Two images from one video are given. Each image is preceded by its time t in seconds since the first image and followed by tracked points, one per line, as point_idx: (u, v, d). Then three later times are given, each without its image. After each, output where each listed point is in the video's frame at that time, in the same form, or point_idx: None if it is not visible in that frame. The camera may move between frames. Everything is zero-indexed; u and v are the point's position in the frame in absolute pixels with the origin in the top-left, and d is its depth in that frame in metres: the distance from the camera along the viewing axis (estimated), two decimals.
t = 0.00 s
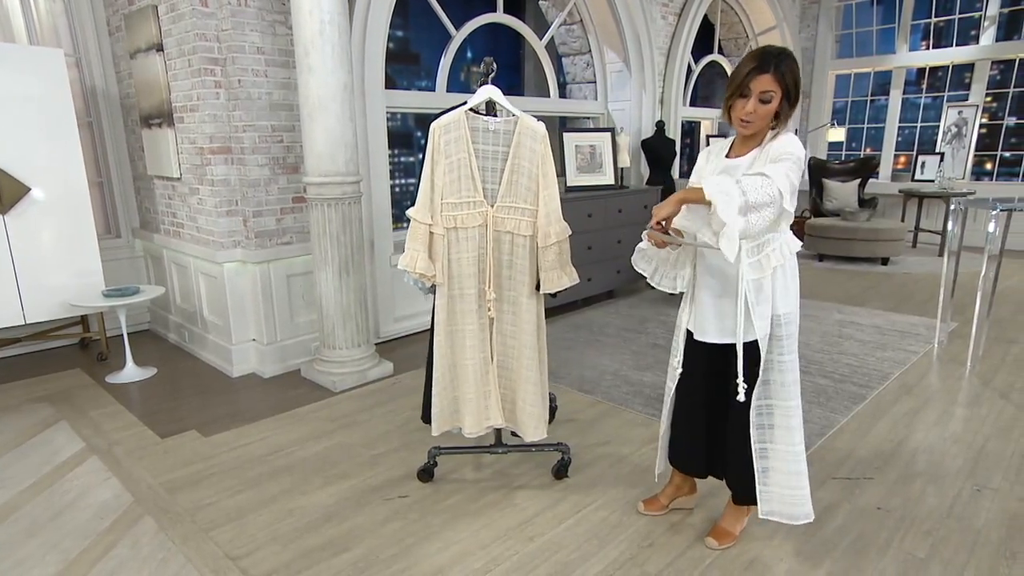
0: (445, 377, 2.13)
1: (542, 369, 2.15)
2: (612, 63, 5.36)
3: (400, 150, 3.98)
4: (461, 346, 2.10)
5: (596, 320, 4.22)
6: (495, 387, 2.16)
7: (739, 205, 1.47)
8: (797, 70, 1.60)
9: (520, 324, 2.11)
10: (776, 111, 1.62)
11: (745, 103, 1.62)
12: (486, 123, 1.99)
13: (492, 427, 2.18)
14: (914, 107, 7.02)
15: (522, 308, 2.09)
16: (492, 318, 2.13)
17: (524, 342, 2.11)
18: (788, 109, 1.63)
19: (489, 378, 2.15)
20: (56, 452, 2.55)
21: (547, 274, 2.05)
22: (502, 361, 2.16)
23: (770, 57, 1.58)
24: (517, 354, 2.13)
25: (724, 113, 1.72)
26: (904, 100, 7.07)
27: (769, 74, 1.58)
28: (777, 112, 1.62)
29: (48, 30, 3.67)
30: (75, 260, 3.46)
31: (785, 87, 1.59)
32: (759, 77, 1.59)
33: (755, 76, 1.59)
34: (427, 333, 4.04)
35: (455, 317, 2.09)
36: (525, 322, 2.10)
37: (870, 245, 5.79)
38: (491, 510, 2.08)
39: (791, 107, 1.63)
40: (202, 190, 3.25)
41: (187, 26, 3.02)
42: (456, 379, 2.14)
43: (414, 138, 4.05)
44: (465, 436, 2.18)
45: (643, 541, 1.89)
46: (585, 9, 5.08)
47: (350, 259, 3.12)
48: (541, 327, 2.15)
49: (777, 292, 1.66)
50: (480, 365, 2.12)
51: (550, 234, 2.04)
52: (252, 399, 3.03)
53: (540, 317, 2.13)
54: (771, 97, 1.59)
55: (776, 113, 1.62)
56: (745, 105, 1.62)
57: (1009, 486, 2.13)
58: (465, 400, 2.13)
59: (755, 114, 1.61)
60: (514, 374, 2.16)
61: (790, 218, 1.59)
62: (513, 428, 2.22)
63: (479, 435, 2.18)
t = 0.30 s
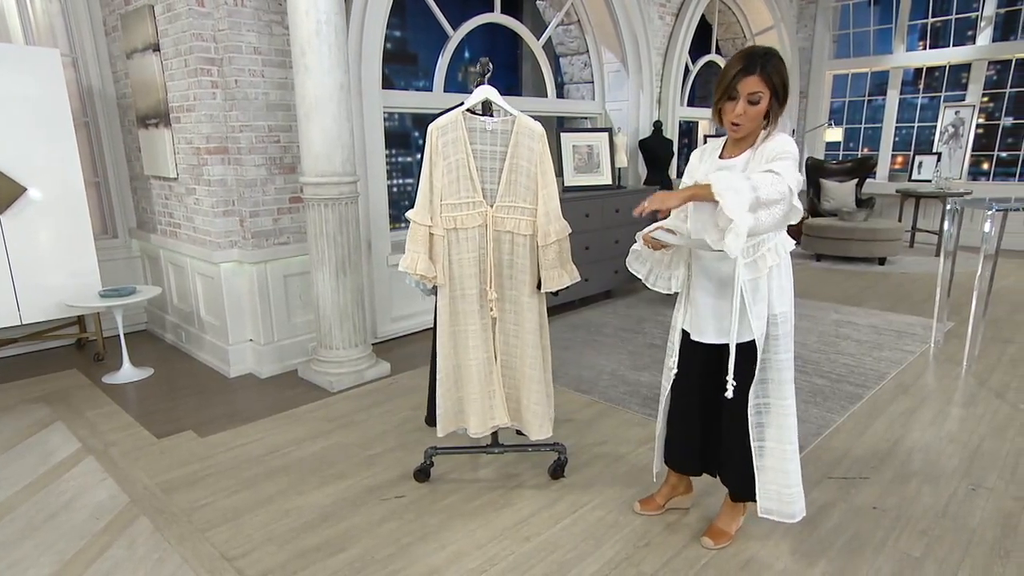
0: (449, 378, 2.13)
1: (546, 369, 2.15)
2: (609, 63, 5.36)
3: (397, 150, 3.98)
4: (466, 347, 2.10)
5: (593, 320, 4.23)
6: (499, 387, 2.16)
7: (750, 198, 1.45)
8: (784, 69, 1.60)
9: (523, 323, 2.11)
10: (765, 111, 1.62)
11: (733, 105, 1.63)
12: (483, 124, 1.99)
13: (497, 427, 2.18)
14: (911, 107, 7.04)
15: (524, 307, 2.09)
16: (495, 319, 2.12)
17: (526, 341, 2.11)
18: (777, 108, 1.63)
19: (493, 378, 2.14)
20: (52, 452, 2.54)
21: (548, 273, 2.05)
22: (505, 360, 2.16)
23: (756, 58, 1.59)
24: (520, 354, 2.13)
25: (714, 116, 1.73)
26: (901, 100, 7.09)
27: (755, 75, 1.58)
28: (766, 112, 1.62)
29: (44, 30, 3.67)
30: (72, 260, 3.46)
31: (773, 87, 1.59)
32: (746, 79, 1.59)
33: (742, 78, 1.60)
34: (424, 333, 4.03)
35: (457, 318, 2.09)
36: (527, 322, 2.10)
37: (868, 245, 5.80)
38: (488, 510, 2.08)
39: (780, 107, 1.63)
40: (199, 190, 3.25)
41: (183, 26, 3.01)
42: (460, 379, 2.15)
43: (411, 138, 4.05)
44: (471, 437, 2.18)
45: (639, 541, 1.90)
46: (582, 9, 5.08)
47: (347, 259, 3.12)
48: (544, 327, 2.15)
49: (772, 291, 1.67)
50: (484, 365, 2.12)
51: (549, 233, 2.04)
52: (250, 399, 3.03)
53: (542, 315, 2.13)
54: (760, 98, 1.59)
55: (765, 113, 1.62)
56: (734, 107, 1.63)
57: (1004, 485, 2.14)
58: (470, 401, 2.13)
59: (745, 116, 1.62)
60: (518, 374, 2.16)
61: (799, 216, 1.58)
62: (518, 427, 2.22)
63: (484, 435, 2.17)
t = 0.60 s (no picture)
0: (449, 378, 2.13)
1: (546, 368, 2.15)
2: (607, 63, 5.36)
3: (395, 150, 3.98)
4: (465, 346, 2.10)
5: (590, 320, 4.23)
6: (500, 386, 2.16)
7: (822, 198, 1.49)
8: (772, 68, 1.60)
9: (522, 322, 2.11)
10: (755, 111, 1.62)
11: (723, 106, 1.63)
12: (479, 124, 1.99)
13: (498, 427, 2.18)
14: (908, 107, 7.04)
15: (523, 307, 2.09)
16: (494, 318, 2.12)
17: (525, 340, 2.11)
18: (767, 107, 1.62)
19: (493, 378, 2.14)
20: (48, 453, 2.54)
21: (547, 272, 2.05)
22: (505, 360, 2.16)
23: (743, 59, 1.59)
24: (520, 353, 2.13)
25: (704, 118, 1.73)
26: (899, 100, 7.09)
27: (742, 76, 1.59)
28: (757, 111, 1.61)
29: (41, 30, 3.67)
30: (69, 260, 3.46)
31: (761, 86, 1.59)
32: (733, 80, 1.60)
33: (729, 80, 1.60)
34: (421, 333, 4.03)
35: (457, 318, 2.09)
36: (526, 321, 2.10)
37: (865, 245, 5.81)
38: (484, 510, 2.08)
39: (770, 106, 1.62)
40: (195, 190, 3.24)
41: (180, 26, 3.01)
42: (460, 379, 2.15)
43: (408, 138, 4.05)
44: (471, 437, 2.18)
45: (635, 541, 1.90)
46: (580, 10, 5.09)
47: (344, 259, 3.12)
48: (543, 327, 2.15)
49: (766, 296, 1.67)
50: (484, 365, 2.12)
51: (547, 232, 2.04)
52: (246, 399, 3.02)
53: (541, 315, 2.13)
54: (748, 98, 1.59)
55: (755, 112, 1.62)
56: (723, 109, 1.64)
57: (1000, 485, 2.14)
58: (470, 401, 2.13)
59: (735, 116, 1.61)
60: (518, 373, 2.16)
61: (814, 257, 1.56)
62: (519, 426, 2.22)
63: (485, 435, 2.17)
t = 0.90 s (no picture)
0: (442, 379, 2.13)
1: (539, 368, 2.16)
2: (604, 63, 5.36)
3: (392, 150, 3.97)
4: (458, 346, 2.10)
5: (587, 320, 4.23)
6: (493, 387, 2.16)
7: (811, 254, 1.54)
8: (762, 68, 1.61)
9: (515, 323, 2.11)
10: (747, 111, 1.62)
11: (716, 107, 1.63)
12: (475, 124, 1.99)
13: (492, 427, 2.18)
14: (905, 107, 7.05)
15: (517, 307, 2.10)
16: (488, 318, 2.12)
17: (519, 340, 2.11)
18: (759, 107, 1.63)
19: (486, 378, 2.15)
20: (43, 453, 2.54)
21: (541, 272, 2.05)
22: (499, 360, 2.16)
23: (734, 59, 1.60)
24: (513, 353, 2.13)
25: (698, 120, 1.74)
26: (896, 100, 7.10)
27: (733, 76, 1.59)
28: (749, 111, 1.62)
29: (37, 30, 3.66)
30: (65, 260, 3.45)
31: (752, 86, 1.60)
32: (725, 81, 1.61)
33: (721, 81, 1.61)
34: (418, 333, 4.03)
35: (450, 318, 2.09)
36: (520, 321, 2.10)
37: (861, 245, 5.82)
38: (480, 510, 2.08)
39: (762, 106, 1.63)
40: (192, 190, 3.24)
41: (175, 26, 3.01)
42: (453, 379, 2.15)
43: (406, 138, 4.04)
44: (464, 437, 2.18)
45: (631, 540, 1.90)
46: (577, 10, 5.09)
47: (341, 259, 3.12)
48: (537, 327, 2.15)
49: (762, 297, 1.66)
50: (476, 365, 2.12)
51: (542, 233, 2.04)
52: (243, 400, 3.02)
53: (535, 315, 2.13)
54: (740, 98, 1.60)
55: (748, 112, 1.62)
56: (716, 109, 1.64)
57: (994, 484, 2.15)
58: (463, 400, 2.13)
59: (728, 117, 1.62)
60: (512, 374, 2.16)
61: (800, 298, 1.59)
62: (513, 427, 2.22)
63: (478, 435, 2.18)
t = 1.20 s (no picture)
0: (431, 378, 2.13)
1: (529, 370, 2.15)
2: (601, 63, 5.36)
3: (389, 150, 3.97)
4: (447, 346, 2.10)
5: (584, 320, 4.23)
6: (482, 387, 2.16)
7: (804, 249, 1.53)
8: (756, 68, 1.61)
9: (505, 324, 2.11)
10: (740, 110, 1.62)
11: (708, 105, 1.63)
12: (469, 123, 1.99)
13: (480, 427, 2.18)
14: (902, 107, 7.07)
15: (508, 308, 2.09)
16: (478, 319, 2.12)
17: (509, 341, 2.11)
18: (753, 106, 1.63)
19: (475, 378, 2.15)
20: (39, 454, 2.53)
21: (531, 274, 2.05)
22: (488, 360, 2.16)
23: (726, 58, 1.61)
24: (503, 354, 2.13)
25: (691, 120, 1.74)
26: (892, 100, 7.12)
27: (726, 74, 1.60)
28: (742, 110, 1.62)
29: (33, 30, 3.65)
30: (61, 260, 3.45)
31: (745, 85, 1.60)
32: (718, 79, 1.61)
33: (714, 79, 1.62)
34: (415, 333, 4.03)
35: (440, 317, 2.09)
36: (510, 322, 2.10)
37: (858, 245, 5.83)
38: (476, 510, 2.08)
39: (756, 105, 1.63)
40: (188, 190, 3.24)
41: (172, 26, 3.00)
42: (443, 379, 2.15)
43: (403, 138, 4.04)
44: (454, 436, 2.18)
45: (626, 540, 1.90)
46: (574, 10, 5.10)
47: (337, 259, 3.12)
48: (528, 328, 2.14)
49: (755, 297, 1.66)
50: (466, 365, 2.12)
51: (534, 234, 2.04)
52: (239, 400, 3.02)
53: (527, 316, 2.13)
54: (732, 96, 1.60)
55: (741, 111, 1.62)
56: (708, 108, 1.64)
57: (989, 483, 2.15)
58: (452, 400, 2.13)
59: (721, 115, 1.61)
60: (502, 375, 2.16)
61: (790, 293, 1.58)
62: (501, 429, 2.21)
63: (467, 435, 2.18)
